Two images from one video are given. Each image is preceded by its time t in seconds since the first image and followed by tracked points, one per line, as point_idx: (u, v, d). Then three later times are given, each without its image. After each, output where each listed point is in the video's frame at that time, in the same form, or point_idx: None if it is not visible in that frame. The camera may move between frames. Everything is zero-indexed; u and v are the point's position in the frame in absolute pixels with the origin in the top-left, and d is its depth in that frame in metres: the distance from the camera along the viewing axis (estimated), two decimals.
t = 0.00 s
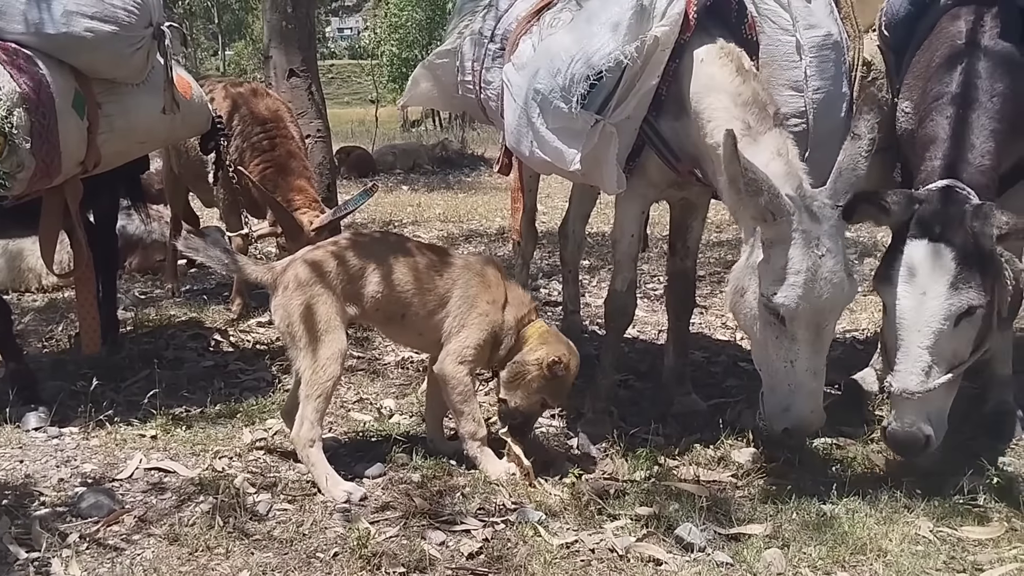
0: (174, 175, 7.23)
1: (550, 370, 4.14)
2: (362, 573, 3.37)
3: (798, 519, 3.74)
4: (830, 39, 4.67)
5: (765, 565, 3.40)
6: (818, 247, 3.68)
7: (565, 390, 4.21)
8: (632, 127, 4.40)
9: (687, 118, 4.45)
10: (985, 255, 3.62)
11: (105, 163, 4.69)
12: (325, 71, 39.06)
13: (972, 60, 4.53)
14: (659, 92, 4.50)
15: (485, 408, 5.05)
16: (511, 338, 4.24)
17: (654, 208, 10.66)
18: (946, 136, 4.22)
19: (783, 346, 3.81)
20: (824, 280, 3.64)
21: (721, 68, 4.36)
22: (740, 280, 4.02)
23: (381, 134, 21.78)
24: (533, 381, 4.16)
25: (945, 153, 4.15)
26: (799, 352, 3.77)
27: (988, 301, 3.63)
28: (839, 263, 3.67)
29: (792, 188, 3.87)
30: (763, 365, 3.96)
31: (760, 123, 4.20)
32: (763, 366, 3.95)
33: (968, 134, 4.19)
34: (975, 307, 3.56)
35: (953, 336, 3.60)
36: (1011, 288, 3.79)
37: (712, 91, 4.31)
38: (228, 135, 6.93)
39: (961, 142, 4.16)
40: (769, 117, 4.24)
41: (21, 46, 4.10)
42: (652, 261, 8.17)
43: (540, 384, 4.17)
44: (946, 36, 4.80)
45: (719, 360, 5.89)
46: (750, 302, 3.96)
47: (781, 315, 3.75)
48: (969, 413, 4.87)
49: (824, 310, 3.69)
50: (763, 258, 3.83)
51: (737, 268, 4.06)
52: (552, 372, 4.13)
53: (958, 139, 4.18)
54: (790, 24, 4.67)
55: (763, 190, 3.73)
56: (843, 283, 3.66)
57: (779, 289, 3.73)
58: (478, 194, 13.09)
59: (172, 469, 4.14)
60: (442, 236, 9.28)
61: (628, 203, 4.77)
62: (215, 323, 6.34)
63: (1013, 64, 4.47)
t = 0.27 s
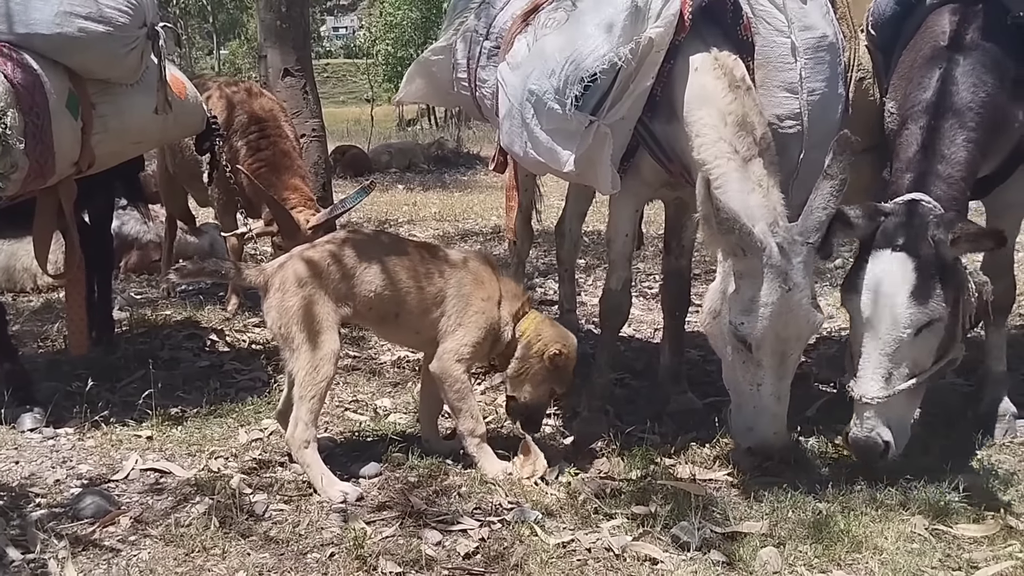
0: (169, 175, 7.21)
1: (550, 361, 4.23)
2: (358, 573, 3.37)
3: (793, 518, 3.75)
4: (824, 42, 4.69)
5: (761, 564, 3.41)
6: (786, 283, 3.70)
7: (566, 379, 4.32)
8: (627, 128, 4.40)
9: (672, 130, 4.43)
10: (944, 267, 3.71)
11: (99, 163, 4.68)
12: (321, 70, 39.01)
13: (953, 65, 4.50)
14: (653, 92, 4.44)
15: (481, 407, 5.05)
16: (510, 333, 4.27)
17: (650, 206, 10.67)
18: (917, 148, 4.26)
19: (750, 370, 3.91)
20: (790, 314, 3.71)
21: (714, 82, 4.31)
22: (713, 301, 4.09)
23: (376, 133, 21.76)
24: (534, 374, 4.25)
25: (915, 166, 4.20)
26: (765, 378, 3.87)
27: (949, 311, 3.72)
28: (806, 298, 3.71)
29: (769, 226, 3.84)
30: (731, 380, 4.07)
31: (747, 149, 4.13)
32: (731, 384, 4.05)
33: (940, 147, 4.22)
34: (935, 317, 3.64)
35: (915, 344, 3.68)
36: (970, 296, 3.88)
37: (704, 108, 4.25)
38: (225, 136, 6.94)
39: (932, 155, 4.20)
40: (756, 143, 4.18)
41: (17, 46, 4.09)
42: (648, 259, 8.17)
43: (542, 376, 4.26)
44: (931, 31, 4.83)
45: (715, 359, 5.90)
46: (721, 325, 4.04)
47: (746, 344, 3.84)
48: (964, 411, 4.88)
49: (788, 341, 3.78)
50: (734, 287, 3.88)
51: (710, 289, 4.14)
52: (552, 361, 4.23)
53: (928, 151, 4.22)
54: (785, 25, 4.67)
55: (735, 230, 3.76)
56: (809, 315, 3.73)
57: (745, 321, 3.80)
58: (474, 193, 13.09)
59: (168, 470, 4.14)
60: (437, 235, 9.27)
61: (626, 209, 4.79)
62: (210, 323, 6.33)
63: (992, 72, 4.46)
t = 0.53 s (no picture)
0: (169, 177, 7.23)
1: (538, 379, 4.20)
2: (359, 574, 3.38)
3: (793, 519, 3.75)
4: (820, 43, 4.64)
5: (761, 565, 3.42)
6: (785, 274, 3.68)
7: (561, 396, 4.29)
8: (624, 130, 4.41)
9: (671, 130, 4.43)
10: (905, 275, 3.90)
11: (101, 166, 4.69)
12: (319, 73, 39.01)
13: (937, 69, 4.53)
14: (649, 96, 4.45)
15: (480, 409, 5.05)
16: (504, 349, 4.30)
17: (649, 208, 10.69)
18: (894, 153, 4.31)
19: (752, 363, 3.89)
20: (790, 306, 3.69)
21: (707, 82, 4.23)
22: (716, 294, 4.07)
23: (375, 135, 21.77)
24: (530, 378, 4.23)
25: (891, 171, 4.26)
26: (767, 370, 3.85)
27: (908, 319, 3.91)
28: (806, 288, 3.69)
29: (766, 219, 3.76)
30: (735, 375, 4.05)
31: (742, 145, 4.04)
32: (735, 378, 4.03)
33: (918, 152, 4.26)
34: (896, 322, 3.82)
35: (876, 349, 3.86)
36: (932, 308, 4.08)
37: (699, 113, 4.15)
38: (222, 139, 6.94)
39: (909, 161, 4.25)
40: (751, 139, 4.09)
41: (18, 48, 4.08)
42: (647, 261, 8.18)
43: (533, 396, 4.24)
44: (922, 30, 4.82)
45: (714, 360, 5.90)
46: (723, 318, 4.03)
47: (748, 335, 3.82)
48: (962, 411, 4.90)
49: (789, 331, 3.75)
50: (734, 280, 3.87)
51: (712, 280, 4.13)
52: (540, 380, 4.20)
53: (905, 156, 4.26)
54: (782, 27, 4.66)
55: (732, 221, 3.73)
56: (810, 307, 3.71)
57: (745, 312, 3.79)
58: (473, 194, 13.10)
59: (168, 472, 4.14)
60: (436, 237, 9.27)
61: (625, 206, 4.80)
62: (210, 325, 6.34)
63: (977, 76, 4.47)
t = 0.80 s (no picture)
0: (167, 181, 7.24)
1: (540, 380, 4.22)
2: None
3: (792, 521, 3.75)
4: (815, 44, 4.67)
5: (760, 567, 3.41)
6: (792, 238, 3.66)
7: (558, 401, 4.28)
8: (619, 131, 4.40)
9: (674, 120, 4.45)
10: (887, 275, 3.84)
11: (98, 169, 4.68)
12: (318, 76, 39.03)
13: (925, 71, 4.53)
14: (645, 96, 4.51)
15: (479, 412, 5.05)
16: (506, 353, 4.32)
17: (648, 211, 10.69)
18: (878, 155, 4.31)
19: (765, 342, 3.77)
20: (798, 270, 3.62)
21: (702, 75, 4.37)
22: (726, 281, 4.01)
23: (374, 138, 21.78)
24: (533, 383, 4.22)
25: (874, 173, 4.27)
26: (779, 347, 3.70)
27: (890, 318, 3.87)
28: (815, 253, 3.63)
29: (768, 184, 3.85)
30: (750, 367, 3.92)
31: (738, 124, 4.18)
32: (749, 366, 3.92)
33: (902, 155, 4.28)
34: (876, 322, 3.77)
35: (857, 347, 3.81)
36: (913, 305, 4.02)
37: (695, 100, 4.29)
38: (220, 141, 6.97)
39: (892, 164, 4.26)
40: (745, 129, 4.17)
41: (14, 52, 4.09)
42: (646, 263, 8.18)
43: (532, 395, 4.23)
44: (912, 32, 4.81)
45: (713, 362, 5.90)
46: (734, 305, 3.95)
47: (758, 308, 3.71)
48: (961, 413, 4.89)
49: (803, 301, 3.62)
50: (741, 254, 3.83)
51: (724, 269, 4.04)
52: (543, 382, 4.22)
53: (889, 159, 4.27)
54: (776, 27, 4.66)
55: (735, 179, 3.74)
56: (820, 273, 3.61)
57: (754, 282, 3.71)
58: (471, 197, 13.10)
59: (167, 476, 4.13)
60: (435, 240, 9.27)
61: (620, 206, 4.80)
62: (208, 328, 6.33)
63: (963, 80, 4.47)
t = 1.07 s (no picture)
0: (169, 184, 7.26)
1: (536, 369, 4.24)
2: None
3: (793, 521, 3.75)
4: (813, 44, 4.71)
5: (761, 567, 3.41)
6: (778, 240, 3.65)
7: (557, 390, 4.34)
8: (617, 132, 4.40)
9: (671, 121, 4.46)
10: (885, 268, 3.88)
11: (98, 172, 4.70)
12: (319, 78, 39.06)
13: (922, 70, 4.54)
14: (643, 98, 4.52)
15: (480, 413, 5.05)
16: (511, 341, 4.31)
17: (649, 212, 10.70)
18: (876, 151, 4.33)
19: (750, 345, 3.74)
20: (782, 272, 3.60)
21: (699, 76, 4.39)
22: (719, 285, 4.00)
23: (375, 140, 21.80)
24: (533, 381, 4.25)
25: (873, 169, 4.29)
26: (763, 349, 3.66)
27: (887, 311, 3.92)
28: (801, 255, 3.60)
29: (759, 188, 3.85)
30: (738, 370, 3.91)
31: (732, 129, 4.18)
32: (739, 370, 3.90)
33: (900, 152, 4.30)
34: (875, 316, 3.79)
35: (854, 341, 3.84)
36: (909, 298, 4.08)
37: (690, 100, 4.31)
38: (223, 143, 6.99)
39: (890, 160, 4.27)
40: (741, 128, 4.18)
41: (14, 54, 4.11)
42: (646, 264, 8.19)
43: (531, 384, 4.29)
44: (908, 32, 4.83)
45: (714, 363, 5.90)
46: (723, 309, 3.93)
47: (742, 308, 3.68)
48: (962, 413, 4.89)
49: (786, 304, 3.57)
50: (730, 255, 3.84)
51: (717, 273, 4.02)
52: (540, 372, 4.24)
53: (887, 155, 4.29)
54: (774, 29, 4.70)
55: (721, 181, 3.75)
56: (805, 276, 3.58)
57: (738, 282, 3.71)
58: (472, 199, 13.11)
59: (168, 478, 4.14)
60: (436, 242, 9.27)
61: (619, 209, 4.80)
62: (209, 330, 6.34)
63: (961, 79, 4.48)
